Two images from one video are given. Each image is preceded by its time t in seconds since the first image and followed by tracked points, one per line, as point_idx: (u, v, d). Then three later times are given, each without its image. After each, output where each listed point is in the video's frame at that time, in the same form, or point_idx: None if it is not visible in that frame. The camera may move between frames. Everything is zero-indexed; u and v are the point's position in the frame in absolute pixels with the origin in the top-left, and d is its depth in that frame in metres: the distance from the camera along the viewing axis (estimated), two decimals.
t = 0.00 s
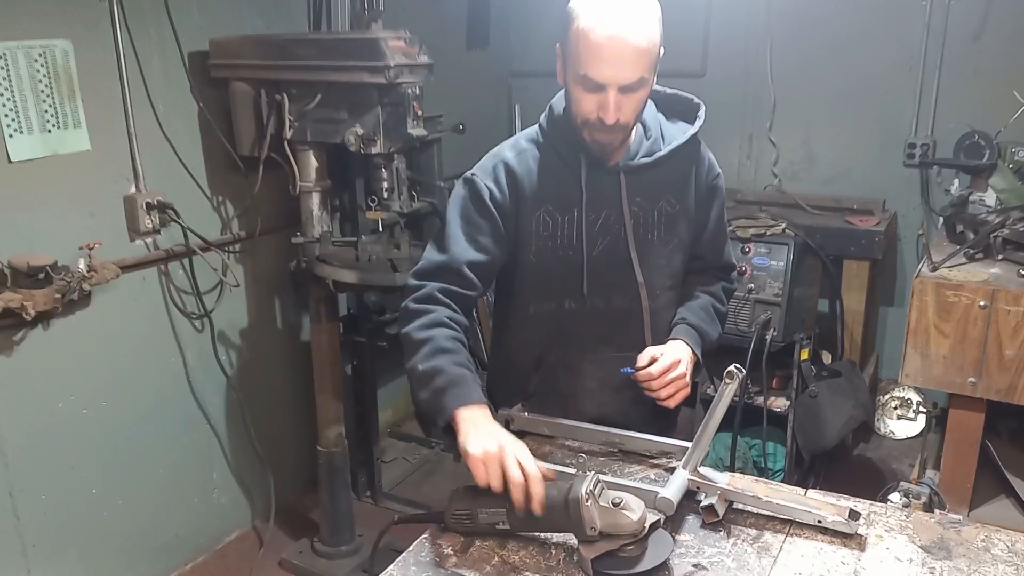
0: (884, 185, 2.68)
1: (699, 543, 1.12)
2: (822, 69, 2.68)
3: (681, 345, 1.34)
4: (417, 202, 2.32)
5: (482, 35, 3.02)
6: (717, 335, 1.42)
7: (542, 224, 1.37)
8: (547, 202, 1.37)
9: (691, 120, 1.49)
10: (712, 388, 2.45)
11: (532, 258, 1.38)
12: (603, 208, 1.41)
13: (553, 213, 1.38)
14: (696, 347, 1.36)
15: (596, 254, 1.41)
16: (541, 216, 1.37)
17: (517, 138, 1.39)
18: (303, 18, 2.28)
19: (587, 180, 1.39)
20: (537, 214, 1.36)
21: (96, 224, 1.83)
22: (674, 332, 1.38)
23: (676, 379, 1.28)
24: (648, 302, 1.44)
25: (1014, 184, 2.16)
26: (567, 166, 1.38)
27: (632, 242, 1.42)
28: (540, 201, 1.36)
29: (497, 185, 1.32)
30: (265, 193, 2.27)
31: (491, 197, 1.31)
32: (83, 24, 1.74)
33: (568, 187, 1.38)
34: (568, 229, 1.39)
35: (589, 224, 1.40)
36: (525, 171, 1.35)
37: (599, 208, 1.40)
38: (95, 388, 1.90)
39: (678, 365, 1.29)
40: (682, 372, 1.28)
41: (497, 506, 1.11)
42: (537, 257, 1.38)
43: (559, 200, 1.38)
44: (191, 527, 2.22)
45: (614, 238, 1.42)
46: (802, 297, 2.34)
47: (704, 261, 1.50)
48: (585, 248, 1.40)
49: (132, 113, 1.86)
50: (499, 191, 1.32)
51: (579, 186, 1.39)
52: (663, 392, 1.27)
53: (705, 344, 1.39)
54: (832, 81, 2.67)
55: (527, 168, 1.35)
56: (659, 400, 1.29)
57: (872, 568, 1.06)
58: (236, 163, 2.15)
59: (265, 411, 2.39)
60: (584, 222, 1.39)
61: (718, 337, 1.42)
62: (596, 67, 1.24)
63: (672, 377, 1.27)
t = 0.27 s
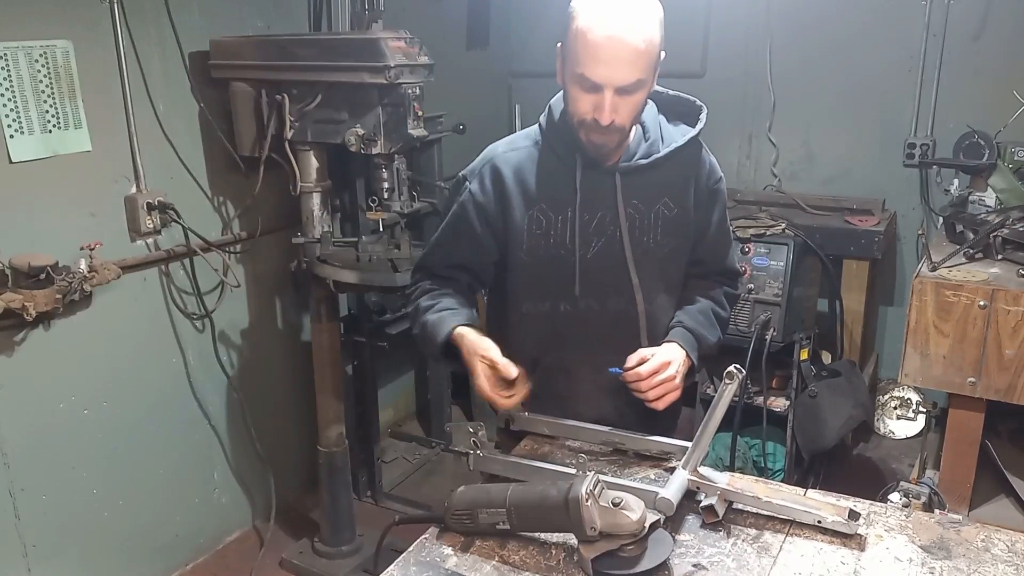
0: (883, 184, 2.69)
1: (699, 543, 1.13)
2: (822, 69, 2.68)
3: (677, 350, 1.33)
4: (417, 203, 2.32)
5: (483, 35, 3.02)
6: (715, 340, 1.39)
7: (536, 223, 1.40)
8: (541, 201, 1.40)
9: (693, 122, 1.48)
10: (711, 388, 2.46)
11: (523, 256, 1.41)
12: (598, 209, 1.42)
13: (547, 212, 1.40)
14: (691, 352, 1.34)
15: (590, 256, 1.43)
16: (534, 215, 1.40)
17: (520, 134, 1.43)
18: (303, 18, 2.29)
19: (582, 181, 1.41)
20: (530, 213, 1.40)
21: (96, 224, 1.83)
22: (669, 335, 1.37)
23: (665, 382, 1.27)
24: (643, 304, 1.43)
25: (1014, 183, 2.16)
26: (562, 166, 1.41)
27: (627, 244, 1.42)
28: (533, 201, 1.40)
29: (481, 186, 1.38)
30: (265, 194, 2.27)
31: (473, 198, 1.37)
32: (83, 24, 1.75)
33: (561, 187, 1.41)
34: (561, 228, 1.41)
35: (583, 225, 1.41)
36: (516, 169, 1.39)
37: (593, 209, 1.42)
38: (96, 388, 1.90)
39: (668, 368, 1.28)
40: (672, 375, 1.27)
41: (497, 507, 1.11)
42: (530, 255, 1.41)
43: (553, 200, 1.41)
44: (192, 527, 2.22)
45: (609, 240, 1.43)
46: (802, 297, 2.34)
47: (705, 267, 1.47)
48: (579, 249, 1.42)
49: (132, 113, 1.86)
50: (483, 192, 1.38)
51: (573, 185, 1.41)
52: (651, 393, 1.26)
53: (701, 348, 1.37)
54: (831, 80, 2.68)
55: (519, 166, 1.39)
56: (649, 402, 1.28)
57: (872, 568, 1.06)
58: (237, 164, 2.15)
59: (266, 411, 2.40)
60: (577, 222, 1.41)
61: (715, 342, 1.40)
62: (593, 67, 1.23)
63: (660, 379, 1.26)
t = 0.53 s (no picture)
0: (883, 184, 2.69)
1: (699, 543, 1.13)
2: (821, 69, 2.68)
3: (656, 348, 1.32)
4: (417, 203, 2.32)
5: (482, 34, 3.02)
6: (705, 343, 1.36)
7: (527, 217, 1.43)
8: (532, 197, 1.43)
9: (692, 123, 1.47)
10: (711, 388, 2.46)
11: (513, 249, 1.44)
12: (589, 207, 1.42)
13: (538, 208, 1.43)
14: (675, 353, 1.33)
15: (579, 254, 1.42)
16: (525, 210, 1.43)
17: (520, 130, 1.46)
18: (303, 19, 2.29)
19: (573, 179, 1.42)
20: (521, 208, 1.43)
21: (96, 224, 1.83)
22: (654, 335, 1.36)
23: (637, 380, 1.27)
24: (642, 304, 1.42)
25: (1014, 183, 2.16)
26: (555, 163, 1.43)
27: (618, 244, 1.41)
28: (524, 195, 1.43)
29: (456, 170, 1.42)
30: (265, 194, 2.27)
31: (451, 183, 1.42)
32: (83, 24, 1.75)
33: (553, 183, 1.42)
34: (551, 224, 1.43)
35: (573, 223, 1.42)
36: (507, 163, 1.43)
37: (584, 207, 1.42)
38: (96, 388, 1.90)
39: (643, 366, 1.28)
40: (646, 374, 1.28)
41: (498, 507, 1.11)
42: (519, 249, 1.44)
43: (545, 196, 1.43)
44: (192, 527, 2.22)
45: (599, 239, 1.42)
46: (802, 297, 2.34)
47: (703, 272, 1.43)
48: (569, 246, 1.42)
49: (132, 113, 1.86)
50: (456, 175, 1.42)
51: (565, 183, 1.42)
52: (622, 389, 1.27)
53: (689, 350, 1.35)
54: (831, 80, 2.68)
55: (512, 159, 1.43)
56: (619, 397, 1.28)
57: (872, 568, 1.06)
58: (237, 163, 2.15)
59: (266, 411, 2.39)
60: (568, 219, 1.42)
61: (705, 345, 1.37)
62: (568, 69, 1.24)
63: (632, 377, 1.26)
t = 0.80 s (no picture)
0: (883, 185, 2.69)
1: (699, 543, 1.13)
2: (821, 69, 2.68)
3: (649, 340, 1.34)
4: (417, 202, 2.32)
5: (482, 34, 3.02)
6: (700, 338, 1.38)
7: (526, 218, 1.43)
8: (530, 197, 1.42)
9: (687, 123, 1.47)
10: (711, 388, 2.46)
11: (513, 249, 1.44)
12: (588, 206, 1.41)
13: (536, 207, 1.43)
14: (670, 347, 1.34)
15: (578, 253, 1.42)
16: (524, 209, 1.43)
17: (518, 130, 1.46)
18: (303, 19, 2.29)
19: (571, 178, 1.42)
20: (520, 207, 1.43)
21: (96, 223, 1.83)
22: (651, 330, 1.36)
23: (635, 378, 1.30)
24: (642, 304, 1.42)
25: (1014, 184, 2.16)
26: (553, 162, 1.43)
27: (616, 242, 1.41)
28: (523, 196, 1.43)
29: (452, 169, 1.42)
30: (265, 194, 2.27)
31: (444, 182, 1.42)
32: (82, 23, 1.74)
33: (551, 182, 1.42)
34: (550, 223, 1.42)
35: (571, 222, 1.42)
36: (506, 162, 1.42)
37: (582, 207, 1.41)
38: (96, 388, 1.90)
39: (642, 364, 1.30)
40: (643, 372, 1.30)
41: (498, 507, 1.11)
42: (518, 249, 1.44)
43: (543, 195, 1.43)
44: (192, 527, 2.22)
45: (597, 238, 1.42)
46: (802, 296, 2.34)
47: (701, 269, 1.44)
48: (568, 245, 1.42)
49: (132, 113, 1.86)
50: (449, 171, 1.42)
51: (563, 183, 1.42)
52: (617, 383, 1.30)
53: (683, 344, 1.36)
54: (830, 80, 2.68)
55: (510, 159, 1.42)
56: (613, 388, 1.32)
57: (872, 568, 1.06)
58: (237, 163, 2.15)
59: (266, 411, 2.39)
60: (567, 218, 1.41)
61: (700, 339, 1.38)
62: (558, 71, 1.24)
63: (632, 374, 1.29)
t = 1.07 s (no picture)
0: (884, 185, 2.69)
1: (699, 543, 1.13)
2: (821, 69, 2.68)
3: (638, 330, 1.35)
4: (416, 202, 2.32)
5: (482, 34, 3.01)
6: (690, 335, 1.37)
7: (526, 216, 1.43)
8: (530, 195, 1.42)
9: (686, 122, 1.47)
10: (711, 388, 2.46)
11: (513, 248, 1.44)
12: (587, 205, 1.41)
13: (535, 206, 1.42)
14: (657, 339, 1.34)
15: (577, 253, 1.42)
16: (524, 209, 1.43)
17: (518, 130, 1.47)
18: (303, 19, 2.29)
19: (571, 177, 1.42)
20: (519, 206, 1.43)
21: (96, 223, 1.83)
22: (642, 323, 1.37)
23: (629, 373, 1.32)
24: (642, 304, 1.42)
25: (1014, 184, 2.16)
26: (552, 161, 1.43)
27: (615, 241, 1.40)
28: (523, 194, 1.43)
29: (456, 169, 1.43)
30: (265, 193, 2.27)
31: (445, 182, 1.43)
32: (82, 23, 1.75)
33: (550, 181, 1.42)
34: (550, 222, 1.42)
35: (571, 221, 1.41)
36: (506, 161, 1.43)
37: (582, 206, 1.41)
38: (96, 388, 1.90)
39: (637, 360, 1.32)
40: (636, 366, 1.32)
41: (498, 507, 1.11)
42: (519, 248, 1.44)
43: (543, 194, 1.42)
44: (192, 527, 2.22)
45: (597, 237, 1.41)
46: (802, 296, 2.34)
47: (699, 269, 1.43)
48: (567, 244, 1.42)
49: (132, 113, 1.86)
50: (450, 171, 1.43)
51: (561, 181, 1.42)
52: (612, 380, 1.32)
53: (672, 340, 1.36)
54: (830, 80, 2.68)
55: (510, 158, 1.43)
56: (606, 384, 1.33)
57: (872, 568, 1.06)
58: (237, 163, 2.15)
59: (266, 411, 2.39)
60: (566, 218, 1.41)
61: (690, 337, 1.38)
62: (552, 71, 1.25)
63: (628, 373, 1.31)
